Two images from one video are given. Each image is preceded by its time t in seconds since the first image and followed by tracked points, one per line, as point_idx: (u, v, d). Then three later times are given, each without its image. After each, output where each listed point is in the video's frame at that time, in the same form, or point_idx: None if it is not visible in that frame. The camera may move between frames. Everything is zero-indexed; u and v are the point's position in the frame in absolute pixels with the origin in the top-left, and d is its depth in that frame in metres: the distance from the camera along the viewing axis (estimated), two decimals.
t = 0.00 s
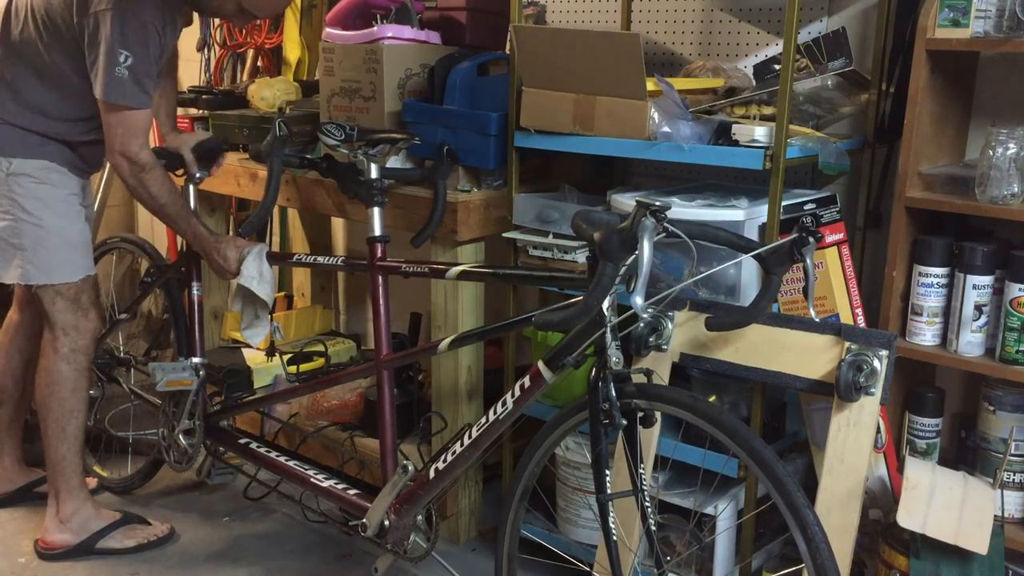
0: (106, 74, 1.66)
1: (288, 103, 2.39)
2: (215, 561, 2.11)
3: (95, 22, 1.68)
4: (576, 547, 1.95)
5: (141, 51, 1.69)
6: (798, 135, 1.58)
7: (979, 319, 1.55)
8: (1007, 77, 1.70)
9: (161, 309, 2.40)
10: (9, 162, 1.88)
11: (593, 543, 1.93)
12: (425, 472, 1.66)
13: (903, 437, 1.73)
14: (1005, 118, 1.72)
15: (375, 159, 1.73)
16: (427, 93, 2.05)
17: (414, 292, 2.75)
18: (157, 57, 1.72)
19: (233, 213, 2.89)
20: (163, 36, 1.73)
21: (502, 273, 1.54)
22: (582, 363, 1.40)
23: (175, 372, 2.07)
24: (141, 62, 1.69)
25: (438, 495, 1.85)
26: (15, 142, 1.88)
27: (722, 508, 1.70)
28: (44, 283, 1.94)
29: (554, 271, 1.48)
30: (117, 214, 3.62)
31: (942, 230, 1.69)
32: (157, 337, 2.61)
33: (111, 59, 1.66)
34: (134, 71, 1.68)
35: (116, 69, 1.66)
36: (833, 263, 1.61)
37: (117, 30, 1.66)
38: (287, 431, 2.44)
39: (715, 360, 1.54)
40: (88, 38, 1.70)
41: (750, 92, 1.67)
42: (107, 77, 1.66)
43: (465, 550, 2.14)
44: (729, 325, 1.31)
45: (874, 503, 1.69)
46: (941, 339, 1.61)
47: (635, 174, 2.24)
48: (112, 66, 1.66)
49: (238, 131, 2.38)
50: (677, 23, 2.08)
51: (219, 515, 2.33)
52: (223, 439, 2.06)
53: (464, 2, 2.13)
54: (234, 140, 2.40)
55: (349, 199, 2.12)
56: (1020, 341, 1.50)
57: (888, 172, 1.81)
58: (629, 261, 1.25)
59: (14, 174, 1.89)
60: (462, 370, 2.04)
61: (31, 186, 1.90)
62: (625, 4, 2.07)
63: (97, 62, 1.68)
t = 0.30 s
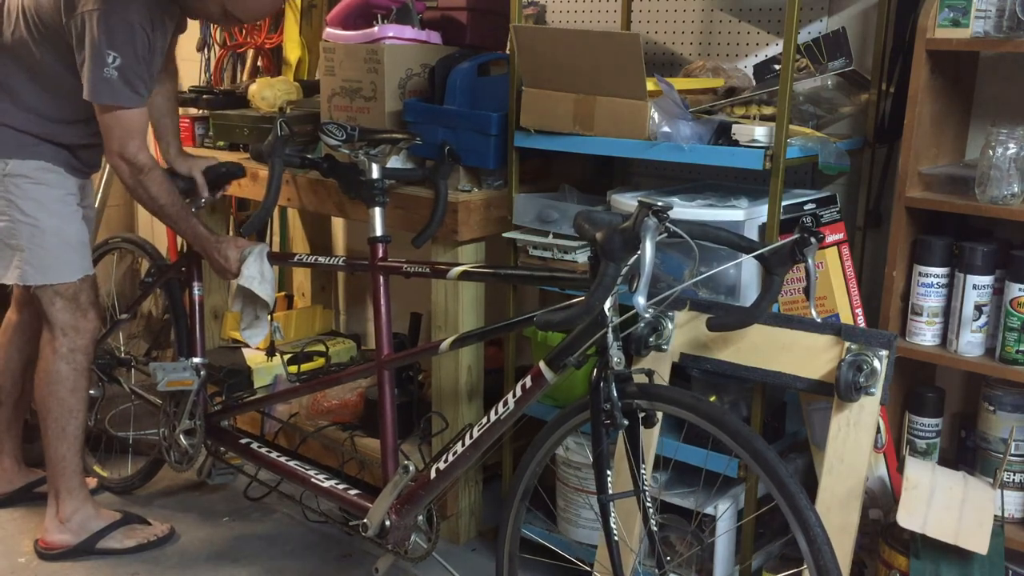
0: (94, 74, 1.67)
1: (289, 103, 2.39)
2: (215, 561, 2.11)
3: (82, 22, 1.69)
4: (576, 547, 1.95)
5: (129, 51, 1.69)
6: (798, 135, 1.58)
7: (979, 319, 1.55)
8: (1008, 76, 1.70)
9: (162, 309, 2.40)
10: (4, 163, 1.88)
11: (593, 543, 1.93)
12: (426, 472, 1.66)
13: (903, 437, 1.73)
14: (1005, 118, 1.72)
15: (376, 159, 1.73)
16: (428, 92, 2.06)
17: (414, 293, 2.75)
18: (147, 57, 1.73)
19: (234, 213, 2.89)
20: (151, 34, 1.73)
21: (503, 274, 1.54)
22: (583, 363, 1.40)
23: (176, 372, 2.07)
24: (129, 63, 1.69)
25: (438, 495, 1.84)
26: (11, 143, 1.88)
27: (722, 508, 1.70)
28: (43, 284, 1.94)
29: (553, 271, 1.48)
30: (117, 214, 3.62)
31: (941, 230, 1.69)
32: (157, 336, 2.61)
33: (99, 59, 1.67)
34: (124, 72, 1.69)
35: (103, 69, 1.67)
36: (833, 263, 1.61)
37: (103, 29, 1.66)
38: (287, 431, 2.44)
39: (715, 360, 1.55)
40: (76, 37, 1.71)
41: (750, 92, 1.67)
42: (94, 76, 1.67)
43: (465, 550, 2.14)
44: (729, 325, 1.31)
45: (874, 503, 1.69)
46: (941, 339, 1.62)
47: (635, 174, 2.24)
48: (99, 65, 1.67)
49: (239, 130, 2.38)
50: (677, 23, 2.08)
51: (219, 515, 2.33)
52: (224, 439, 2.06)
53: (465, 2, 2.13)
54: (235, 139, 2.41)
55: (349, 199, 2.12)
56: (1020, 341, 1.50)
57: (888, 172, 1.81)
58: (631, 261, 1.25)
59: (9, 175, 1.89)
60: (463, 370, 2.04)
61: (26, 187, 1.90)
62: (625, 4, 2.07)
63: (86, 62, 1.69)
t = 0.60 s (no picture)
0: (48, 94, 1.67)
1: (290, 103, 2.39)
2: (215, 561, 2.11)
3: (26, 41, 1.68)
4: (576, 547, 1.95)
5: (78, 66, 1.69)
6: (798, 135, 1.58)
7: (979, 319, 1.55)
8: (1007, 76, 1.70)
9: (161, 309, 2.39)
10: None
11: (593, 543, 1.93)
12: (426, 472, 1.66)
13: (903, 437, 1.73)
14: (1005, 117, 1.72)
15: (376, 159, 1.73)
16: (428, 92, 2.06)
17: (414, 292, 2.75)
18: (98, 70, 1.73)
19: (233, 213, 2.89)
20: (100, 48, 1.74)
21: (504, 274, 1.54)
22: (583, 363, 1.40)
23: (175, 372, 2.07)
24: (83, 76, 1.70)
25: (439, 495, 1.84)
26: None
27: (722, 508, 1.70)
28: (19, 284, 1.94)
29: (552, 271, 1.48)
30: (117, 213, 3.62)
31: (942, 230, 1.69)
32: (156, 336, 2.60)
33: (50, 78, 1.67)
34: (80, 86, 1.69)
35: (58, 86, 1.67)
36: (833, 263, 1.61)
37: (50, 46, 1.67)
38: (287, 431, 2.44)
39: (716, 360, 1.55)
40: (22, 59, 1.71)
41: (750, 92, 1.67)
42: (49, 94, 1.67)
43: (465, 550, 2.14)
44: (727, 324, 1.32)
45: (874, 503, 1.69)
46: (941, 339, 1.62)
47: (635, 174, 2.24)
48: (52, 84, 1.67)
49: (239, 130, 2.38)
50: (677, 23, 2.08)
51: (219, 515, 2.33)
52: (224, 439, 2.06)
53: (465, 2, 2.13)
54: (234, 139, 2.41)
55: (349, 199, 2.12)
56: (1020, 341, 1.50)
57: (888, 172, 1.81)
58: (631, 261, 1.25)
59: None
60: (463, 370, 2.04)
61: None
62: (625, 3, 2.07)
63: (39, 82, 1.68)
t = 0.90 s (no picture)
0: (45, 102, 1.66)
1: (287, 103, 2.39)
2: (214, 562, 2.11)
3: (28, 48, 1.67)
4: (575, 547, 1.95)
5: (77, 78, 1.68)
6: (798, 135, 1.58)
7: (979, 319, 1.55)
8: (1007, 76, 1.70)
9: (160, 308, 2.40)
10: None
11: (593, 543, 1.93)
12: (422, 471, 1.66)
13: (903, 437, 1.73)
14: (1005, 117, 1.72)
15: (371, 157, 1.74)
16: (425, 92, 2.05)
17: (414, 292, 2.75)
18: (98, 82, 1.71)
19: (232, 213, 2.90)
20: (102, 57, 1.73)
21: (500, 274, 1.54)
22: (579, 362, 1.40)
23: (173, 371, 2.08)
24: (80, 87, 1.68)
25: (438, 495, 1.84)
26: None
27: (721, 506, 1.70)
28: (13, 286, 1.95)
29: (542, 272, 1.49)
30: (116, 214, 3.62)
31: (941, 230, 1.69)
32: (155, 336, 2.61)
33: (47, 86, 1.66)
34: (76, 97, 1.68)
35: (54, 96, 1.66)
36: (833, 263, 1.61)
37: (48, 57, 1.65)
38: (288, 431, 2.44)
39: (716, 360, 1.54)
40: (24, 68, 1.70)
41: (750, 92, 1.67)
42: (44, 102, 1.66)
43: (465, 550, 2.14)
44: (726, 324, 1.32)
45: (874, 503, 1.69)
46: (941, 339, 1.62)
47: (635, 174, 2.24)
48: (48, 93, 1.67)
49: (236, 131, 2.38)
50: (677, 23, 2.08)
51: (219, 515, 2.33)
52: (221, 439, 2.06)
53: (463, 2, 2.13)
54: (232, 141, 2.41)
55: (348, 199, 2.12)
56: (1020, 341, 1.50)
57: (888, 172, 1.81)
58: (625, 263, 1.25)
59: None
60: (462, 370, 2.04)
61: None
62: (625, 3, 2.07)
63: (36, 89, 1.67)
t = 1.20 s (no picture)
0: (81, 73, 1.65)
1: (286, 103, 2.39)
2: (214, 562, 2.11)
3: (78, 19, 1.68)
4: (576, 547, 1.95)
5: (117, 55, 1.68)
6: (798, 135, 1.58)
7: (979, 319, 1.55)
8: (1008, 76, 1.70)
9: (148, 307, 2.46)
10: None
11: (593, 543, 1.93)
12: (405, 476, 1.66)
13: (903, 437, 1.73)
14: (1005, 117, 1.72)
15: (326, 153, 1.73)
16: (424, 92, 2.05)
17: (414, 292, 2.75)
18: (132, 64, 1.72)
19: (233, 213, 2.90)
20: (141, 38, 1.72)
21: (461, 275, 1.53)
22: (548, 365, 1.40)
23: (151, 381, 2.07)
24: (115, 64, 1.69)
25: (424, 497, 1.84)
26: None
27: (722, 507, 1.69)
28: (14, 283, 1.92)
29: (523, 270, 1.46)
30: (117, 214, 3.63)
31: (942, 230, 1.69)
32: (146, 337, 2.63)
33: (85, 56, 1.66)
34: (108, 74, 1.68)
35: (90, 67, 1.65)
36: (833, 263, 1.61)
37: (95, 29, 1.66)
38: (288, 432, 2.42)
39: (717, 360, 1.54)
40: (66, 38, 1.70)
41: (750, 92, 1.67)
42: (79, 71, 1.66)
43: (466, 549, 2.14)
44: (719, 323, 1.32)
45: (874, 503, 1.69)
46: (941, 339, 1.62)
47: (635, 174, 2.24)
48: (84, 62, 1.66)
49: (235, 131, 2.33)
50: (677, 23, 2.07)
51: (219, 515, 2.33)
52: (208, 441, 2.06)
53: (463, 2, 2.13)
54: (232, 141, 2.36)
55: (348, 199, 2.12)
56: (1020, 341, 1.50)
57: (888, 173, 1.81)
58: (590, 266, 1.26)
59: None
60: (462, 371, 2.05)
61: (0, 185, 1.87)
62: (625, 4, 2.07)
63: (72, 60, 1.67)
